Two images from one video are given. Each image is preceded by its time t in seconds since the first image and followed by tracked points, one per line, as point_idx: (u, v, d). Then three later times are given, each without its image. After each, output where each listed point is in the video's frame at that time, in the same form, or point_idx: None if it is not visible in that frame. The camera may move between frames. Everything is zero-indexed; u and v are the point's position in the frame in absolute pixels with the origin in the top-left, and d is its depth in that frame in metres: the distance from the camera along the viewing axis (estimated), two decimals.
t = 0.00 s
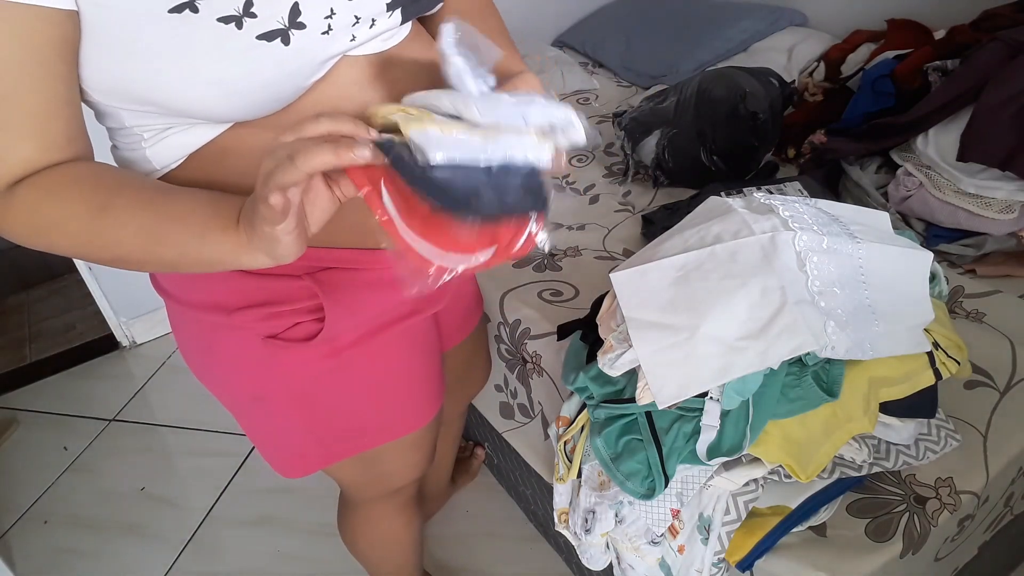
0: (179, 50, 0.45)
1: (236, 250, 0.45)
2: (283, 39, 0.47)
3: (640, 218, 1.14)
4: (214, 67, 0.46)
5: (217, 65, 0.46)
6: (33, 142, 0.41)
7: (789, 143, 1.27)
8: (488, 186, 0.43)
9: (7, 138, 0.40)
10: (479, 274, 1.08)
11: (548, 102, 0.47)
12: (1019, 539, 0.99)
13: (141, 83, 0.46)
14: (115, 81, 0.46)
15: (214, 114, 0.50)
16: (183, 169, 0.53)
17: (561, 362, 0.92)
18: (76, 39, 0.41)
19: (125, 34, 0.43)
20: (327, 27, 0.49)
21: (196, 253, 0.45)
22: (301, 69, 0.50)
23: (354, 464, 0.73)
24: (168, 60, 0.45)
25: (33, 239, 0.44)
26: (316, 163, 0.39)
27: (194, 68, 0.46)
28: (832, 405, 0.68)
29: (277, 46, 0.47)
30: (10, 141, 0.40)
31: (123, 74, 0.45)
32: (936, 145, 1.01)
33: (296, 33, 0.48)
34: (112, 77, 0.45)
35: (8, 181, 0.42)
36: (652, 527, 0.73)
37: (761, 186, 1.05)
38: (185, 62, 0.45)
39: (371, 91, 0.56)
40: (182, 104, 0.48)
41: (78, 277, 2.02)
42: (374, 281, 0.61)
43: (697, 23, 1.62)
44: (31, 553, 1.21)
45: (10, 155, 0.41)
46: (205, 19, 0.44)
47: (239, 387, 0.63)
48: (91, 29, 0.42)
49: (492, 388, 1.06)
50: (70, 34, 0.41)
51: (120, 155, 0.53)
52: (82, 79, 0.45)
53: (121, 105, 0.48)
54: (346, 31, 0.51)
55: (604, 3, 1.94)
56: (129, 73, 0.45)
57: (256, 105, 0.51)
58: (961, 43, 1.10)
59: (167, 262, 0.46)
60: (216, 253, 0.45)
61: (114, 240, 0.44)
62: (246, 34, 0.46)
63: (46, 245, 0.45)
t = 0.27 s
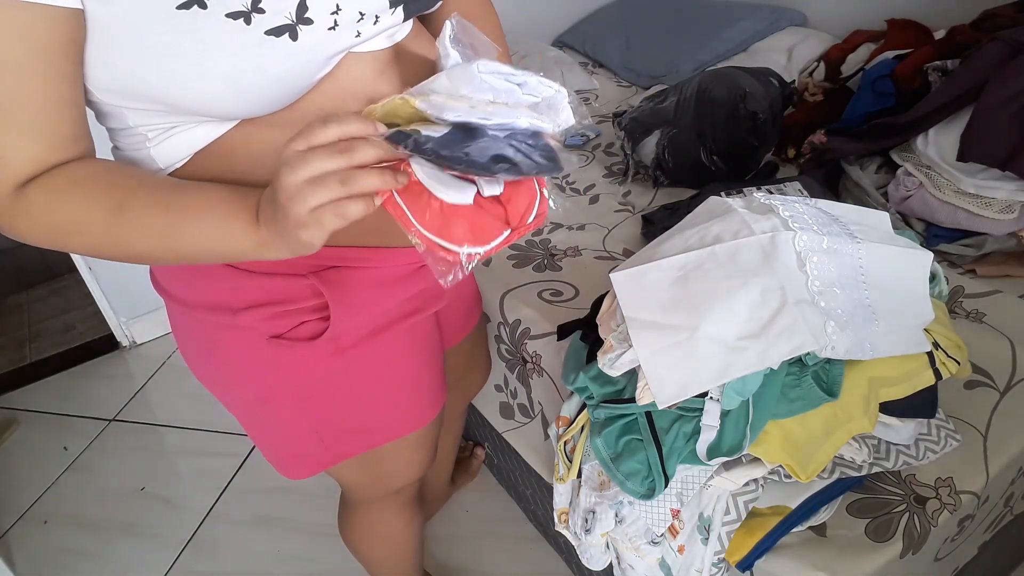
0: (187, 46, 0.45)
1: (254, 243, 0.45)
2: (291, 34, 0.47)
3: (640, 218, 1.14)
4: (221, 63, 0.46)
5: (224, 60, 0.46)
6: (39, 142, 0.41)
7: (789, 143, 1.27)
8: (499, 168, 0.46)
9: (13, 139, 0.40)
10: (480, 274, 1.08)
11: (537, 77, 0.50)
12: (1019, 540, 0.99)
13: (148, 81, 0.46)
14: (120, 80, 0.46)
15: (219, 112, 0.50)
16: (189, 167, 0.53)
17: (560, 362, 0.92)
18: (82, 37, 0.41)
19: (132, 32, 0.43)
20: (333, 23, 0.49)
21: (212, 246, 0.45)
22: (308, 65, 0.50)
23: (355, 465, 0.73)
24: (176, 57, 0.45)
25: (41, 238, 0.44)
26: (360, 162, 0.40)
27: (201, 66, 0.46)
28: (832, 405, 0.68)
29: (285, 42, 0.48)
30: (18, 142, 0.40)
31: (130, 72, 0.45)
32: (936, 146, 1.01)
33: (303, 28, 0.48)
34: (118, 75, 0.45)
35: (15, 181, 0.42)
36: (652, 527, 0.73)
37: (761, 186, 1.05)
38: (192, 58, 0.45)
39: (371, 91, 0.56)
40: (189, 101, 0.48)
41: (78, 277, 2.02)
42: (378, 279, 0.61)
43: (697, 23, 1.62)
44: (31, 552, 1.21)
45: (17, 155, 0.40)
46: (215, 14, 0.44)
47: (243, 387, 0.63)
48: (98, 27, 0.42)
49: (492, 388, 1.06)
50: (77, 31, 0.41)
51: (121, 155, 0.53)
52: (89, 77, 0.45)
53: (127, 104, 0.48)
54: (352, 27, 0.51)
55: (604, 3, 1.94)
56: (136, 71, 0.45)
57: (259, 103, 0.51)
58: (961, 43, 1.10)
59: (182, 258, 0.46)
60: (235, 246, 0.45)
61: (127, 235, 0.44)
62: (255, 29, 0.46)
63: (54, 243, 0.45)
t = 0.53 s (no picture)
0: (188, 44, 0.45)
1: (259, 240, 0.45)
2: (291, 32, 0.48)
3: (640, 218, 1.14)
4: (222, 62, 0.46)
5: (225, 58, 0.46)
6: (37, 138, 0.41)
7: (789, 143, 1.27)
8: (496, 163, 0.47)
9: (9, 135, 0.40)
10: (480, 274, 1.08)
11: (534, 67, 0.50)
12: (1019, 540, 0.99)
13: (148, 79, 0.46)
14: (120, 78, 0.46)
15: (220, 110, 0.50)
16: (188, 166, 0.52)
17: (560, 362, 0.92)
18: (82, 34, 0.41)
19: (133, 30, 0.43)
20: (333, 21, 0.49)
21: (215, 244, 0.45)
22: (309, 62, 0.51)
23: (355, 465, 0.73)
24: (178, 55, 0.45)
25: (43, 238, 0.44)
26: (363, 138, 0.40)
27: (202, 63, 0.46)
28: (832, 405, 0.68)
29: (287, 39, 0.48)
30: (14, 138, 0.40)
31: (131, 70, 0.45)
32: (936, 145, 1.01)
33: (304, 25, 0.48)
34: (119, 72, 0.45)
35: (13, 179, 0.42)
36: (652, 527, 0.73)
37: (761, 186, 1.05)
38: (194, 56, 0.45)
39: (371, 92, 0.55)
40: (189, 99, 0.48)
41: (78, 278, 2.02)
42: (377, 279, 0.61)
43: (697, 23, 1.62)
44: (31, 552, 1.21)
45: (18, 149, 0.40)
46: (217, 12, 0.44)
47: (242, 387, 0.63)
48: (98, 25, 0.42)
49: (492, 388, 1.06)
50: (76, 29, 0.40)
51: (121, 155, 0.53)
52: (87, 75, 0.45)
53: (125, 102, 0.48)
54: (352, 25, 0.51)
55: (604, 3, 1.94)
56: (137, 69, 0.45)
57: (259, 102, 0.51)
58: (961, 43, 1.10)
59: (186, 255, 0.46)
60: (239, 244, 0.46)
61: (129, 234, 0.44)
62: (256, 27, 0.46)
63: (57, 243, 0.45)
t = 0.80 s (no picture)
0: (186, 41, 0.45)
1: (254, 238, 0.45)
2: (291, 30, 0.48)
3: (640, 218, 1.14)
4: (221, 59, 0.46)
5: (224, 56, 0.46)
6: (36, 135, 0.41)
7: (789, 143, 1.27)
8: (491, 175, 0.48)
9: (5, 129, 0.40)
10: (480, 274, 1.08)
11: (535, 72, 0.49)
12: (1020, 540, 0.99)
13: (147, 75, 0.46)
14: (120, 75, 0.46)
15: (218, 107, 0.50)
16: (188, 163, 0.52)
17: (561, 362, 0.92)
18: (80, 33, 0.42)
19: (131, 26, 0.43)
20: (333, 19, 0.50)
21: (208, 243, 0.45)
22: (310, 59, 0.51)
23: (354, 465, 0.73)
24: (176, 52, 0.45)
25: (35, 236, 0.44)
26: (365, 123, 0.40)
27: (201, 61, 0.46)
28: (832, 405, 0.68)
29: (286, 37, 0.48)
30: (12, 133, 0.40)
31: (130, 67, 0.45)
32: (936, 145, 1.01)
33: (303, 23, 0.48)
34: (117, 68, 0.45)
35: (6, 173, 0.41)
36: (652, 527, 0.73)
37: (761, 186, 1.05)
38: (192, 53, 0.45)
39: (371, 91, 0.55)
40: (189, 97, 0.48)
41: (78, 278, 2.02)
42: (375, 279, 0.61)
43: (697, 23, 1.62)
44: (31, 552, 1.21)
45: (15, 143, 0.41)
46: (215, 9, 0.44)
47: (241, 386, 0.62)
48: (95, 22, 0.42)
49: (492, 388, 1.06)
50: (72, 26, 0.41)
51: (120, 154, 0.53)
52: (86, 72, 0.45)
53: (123, 98, 0.48)
54: (351, 24, 0.51)
55: (604, 3, 1.94)
56: (135, 65, 0.45)
57: (259, 100, 0.51)
58: (961, 43, 1.10)
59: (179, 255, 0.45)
60: (233, 242, 0.45)
61: (121, 232, 0.43)
62: (255, 24, 0.46)
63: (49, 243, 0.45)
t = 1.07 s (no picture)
0: (190, 39, 0.45)
1: (255, 243, 0.45)
2: (297, 26, 0.48)
3: (640, 218, 1.14)
4: (226, 56, 0.46)
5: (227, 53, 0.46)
6: (40, 134, 0.41)
7: (789, 143, 1.27)
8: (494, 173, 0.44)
9: (10, 129, 0.40)
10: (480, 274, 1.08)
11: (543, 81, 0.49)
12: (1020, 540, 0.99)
13: (150, 73, 0.46)
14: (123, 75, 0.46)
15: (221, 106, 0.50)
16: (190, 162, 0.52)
17: (561, 362, 0.92)
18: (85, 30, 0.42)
19: (135, 24, 0.43)
20: (337, 17, 0.50)
21: (207, 247, 0.45)
22: (314, 57, 0.51)
23: (354, 465, 0.73)
24: (180, 49, 0.45)
25: (31, 237, 0.44)
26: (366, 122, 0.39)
27: (206, 58, 0.46)
28: (832, 405, 0.68)
29: (291, 34, 0.48)
30: (15, 131, 0.40)
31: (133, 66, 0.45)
32: (936, 145, 1.01)
33: (308, 20, 0.48)
34: (121, 66, 0.45)
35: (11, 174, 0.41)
36: (652, 527, 0.73)
37: (761, 186, 1.05)
38: (195, 51, 0.45)
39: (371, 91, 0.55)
40: (192, 94, 0.48)
41: (78, 278, 2.02)
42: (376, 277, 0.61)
43: (697, 23, 1.62)
44: (31, 552, 1.21)
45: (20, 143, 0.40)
46: (219, 7, 0.44)
47: (241, 386, 0.62)
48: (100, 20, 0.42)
49: (492, 388, 1.07)
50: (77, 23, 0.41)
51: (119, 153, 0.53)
52: (90, 70, 0.45)
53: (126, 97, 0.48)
54: (355, 22, 0.51)
55: (604, 3, 1.94)
56: (138, 64, 0.45)
57: (262, 98, 0.51)
58: (961, 43, 1.10)
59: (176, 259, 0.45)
60: (234, 248, 0.45)
61: (122, 234, 0.43)
62: (261, 21, 0.46)
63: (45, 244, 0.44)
